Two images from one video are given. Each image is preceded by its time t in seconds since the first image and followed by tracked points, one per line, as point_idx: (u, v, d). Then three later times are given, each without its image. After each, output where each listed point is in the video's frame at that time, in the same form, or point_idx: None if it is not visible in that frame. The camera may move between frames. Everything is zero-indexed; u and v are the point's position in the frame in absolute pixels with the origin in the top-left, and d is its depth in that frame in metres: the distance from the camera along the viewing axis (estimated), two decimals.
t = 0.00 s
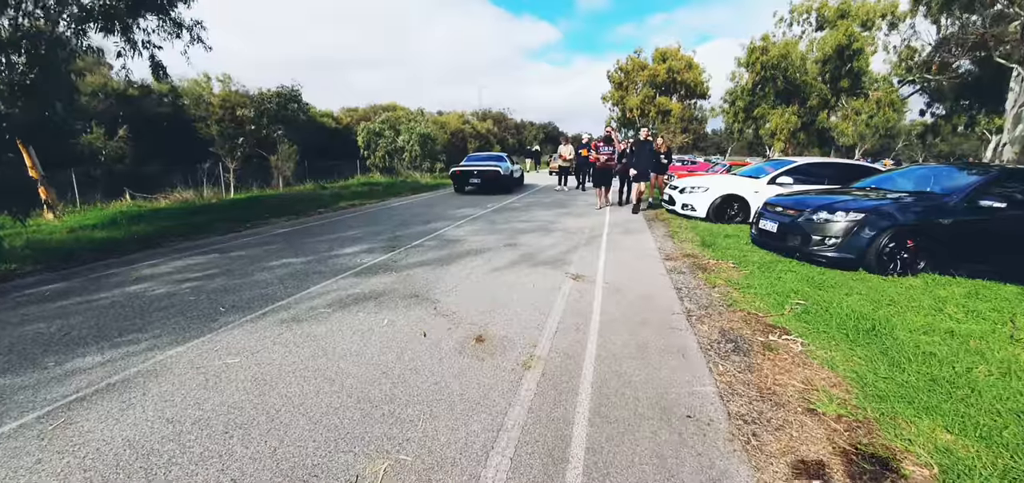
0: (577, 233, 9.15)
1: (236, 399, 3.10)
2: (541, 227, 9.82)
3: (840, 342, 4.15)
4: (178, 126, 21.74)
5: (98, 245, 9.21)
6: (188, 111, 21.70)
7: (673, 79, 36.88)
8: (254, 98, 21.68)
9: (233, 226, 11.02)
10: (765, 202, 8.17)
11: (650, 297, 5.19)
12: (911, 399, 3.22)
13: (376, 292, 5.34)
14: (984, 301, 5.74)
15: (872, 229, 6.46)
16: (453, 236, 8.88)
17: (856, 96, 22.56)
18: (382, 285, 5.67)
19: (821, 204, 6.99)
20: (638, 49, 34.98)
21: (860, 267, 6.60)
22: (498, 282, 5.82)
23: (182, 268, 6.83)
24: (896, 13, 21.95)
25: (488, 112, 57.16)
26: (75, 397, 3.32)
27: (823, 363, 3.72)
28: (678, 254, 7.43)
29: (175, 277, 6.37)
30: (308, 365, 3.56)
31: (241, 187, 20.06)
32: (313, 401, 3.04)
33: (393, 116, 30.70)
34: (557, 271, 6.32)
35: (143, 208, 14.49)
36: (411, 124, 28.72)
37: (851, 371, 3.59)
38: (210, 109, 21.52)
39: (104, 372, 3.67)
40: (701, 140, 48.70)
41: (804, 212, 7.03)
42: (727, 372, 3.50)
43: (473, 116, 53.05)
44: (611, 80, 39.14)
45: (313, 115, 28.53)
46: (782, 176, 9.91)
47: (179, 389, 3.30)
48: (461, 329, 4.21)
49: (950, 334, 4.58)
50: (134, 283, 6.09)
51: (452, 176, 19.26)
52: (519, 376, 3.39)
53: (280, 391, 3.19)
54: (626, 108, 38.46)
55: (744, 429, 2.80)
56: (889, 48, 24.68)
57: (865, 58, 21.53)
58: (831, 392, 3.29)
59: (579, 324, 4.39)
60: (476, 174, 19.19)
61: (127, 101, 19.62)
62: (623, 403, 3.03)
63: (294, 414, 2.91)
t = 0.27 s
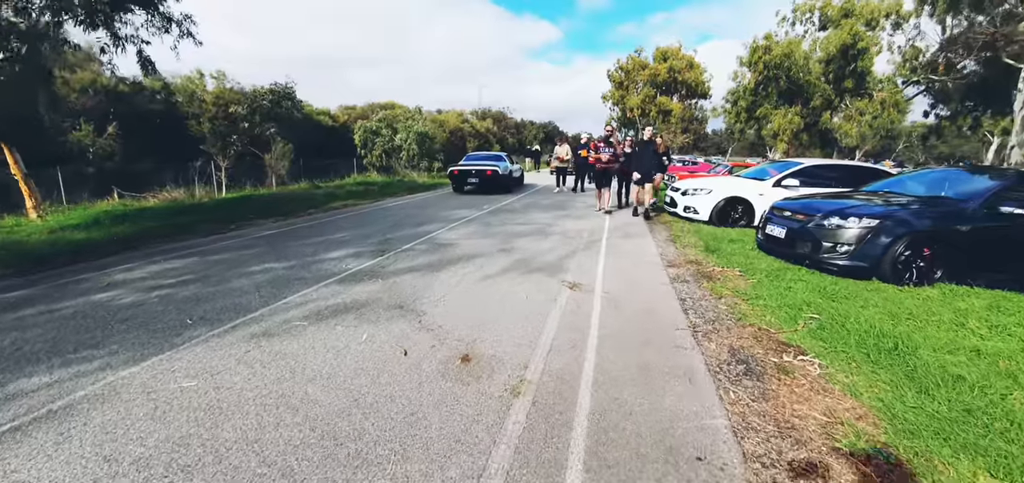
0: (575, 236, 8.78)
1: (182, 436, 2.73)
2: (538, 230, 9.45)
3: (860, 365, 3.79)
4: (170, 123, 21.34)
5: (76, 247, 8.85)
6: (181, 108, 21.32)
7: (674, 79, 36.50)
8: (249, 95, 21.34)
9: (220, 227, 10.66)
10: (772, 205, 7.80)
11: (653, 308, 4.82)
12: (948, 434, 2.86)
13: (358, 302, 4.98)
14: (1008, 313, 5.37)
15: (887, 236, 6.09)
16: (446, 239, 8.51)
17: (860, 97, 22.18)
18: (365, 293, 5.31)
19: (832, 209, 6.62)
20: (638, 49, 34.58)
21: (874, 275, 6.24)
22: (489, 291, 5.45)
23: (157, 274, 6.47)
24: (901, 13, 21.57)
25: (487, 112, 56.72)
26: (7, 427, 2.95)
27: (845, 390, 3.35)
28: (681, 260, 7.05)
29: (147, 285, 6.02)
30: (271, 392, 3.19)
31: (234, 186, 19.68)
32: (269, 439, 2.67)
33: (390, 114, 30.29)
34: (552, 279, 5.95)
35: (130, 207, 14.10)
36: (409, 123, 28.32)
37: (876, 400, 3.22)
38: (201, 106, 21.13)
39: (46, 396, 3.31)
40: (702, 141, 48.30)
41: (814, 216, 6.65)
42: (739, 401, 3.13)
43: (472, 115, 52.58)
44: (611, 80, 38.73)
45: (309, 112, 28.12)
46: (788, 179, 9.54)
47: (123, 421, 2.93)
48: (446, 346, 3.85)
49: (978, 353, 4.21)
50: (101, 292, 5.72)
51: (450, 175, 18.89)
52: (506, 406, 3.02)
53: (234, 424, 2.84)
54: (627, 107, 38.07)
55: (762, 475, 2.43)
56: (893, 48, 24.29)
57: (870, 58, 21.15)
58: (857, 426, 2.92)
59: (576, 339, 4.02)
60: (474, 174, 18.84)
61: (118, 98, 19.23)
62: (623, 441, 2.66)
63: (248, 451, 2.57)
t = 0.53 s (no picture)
0: (579, 240, 8.42)
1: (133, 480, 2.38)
2: (540, 233, 9.09)
3: (896, 390, 3.44)
4: (167, 124, 21.09)
5: (61, 251, 8.54)
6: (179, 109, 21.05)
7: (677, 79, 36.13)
8: (248, 95, 20.65)
9: (212, 229, 10.34)
10: (785, 208, 7.42)
11: (665, 320, 4.45)
12: (1009, 477, 2.50)
13: (345, 314, 4.64)
14: None
15: (910, 243, 5.72)
16: (445, 244, 8.17)
17: (869, 97, 21.72)
18: (353, 303, 4.96)
19: (852, 213, 6.24)
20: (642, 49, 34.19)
21: (895, 284, 5.88)
22: (487, 301, 5.09)
23: (138, 282, 6.16)
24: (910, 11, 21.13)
25: (489, 112, 56.34)
26: None
27: (884, 422, 3.00)
28: (691, 266, 6.67)
29: (126, 293, 5.70)
30: (238, 422, 2.83)
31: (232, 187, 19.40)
32: None
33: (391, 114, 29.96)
34: (555, 287, 5.59)
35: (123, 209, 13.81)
36: (409, 123, 27.99)
37: (920, 434, 2.87)
38: (201, 107, 20.60)
39: None
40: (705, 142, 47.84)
41: (832, 222, 6.27)
42: (768, 435, 2.78)
43: (473, 116, 52.20)
44: (614, 80, 38.41)
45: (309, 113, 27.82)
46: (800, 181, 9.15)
47: (68, 460, 2.58)
48: (437, 366, 3.50)
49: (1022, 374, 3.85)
50: (77, 301, 5.40)
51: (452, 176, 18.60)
52: (503, 439, 2.66)
53: (193, 462, 2.51)
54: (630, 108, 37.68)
55: None
56: (902, 48, 23.84)
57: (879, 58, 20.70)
58: (904, 466, 2.57)
59: (581, 357, 3.66)
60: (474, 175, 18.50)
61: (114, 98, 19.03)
62: None
63: None
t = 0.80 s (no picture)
0: (585, 244, 8.08)
1: None
2: (543, 237, 8.74)
3: (942, 416, 3.10)
4: (165, 124, 20.81)
5: (47, 254, 8.26)
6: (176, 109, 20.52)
7: (681, 79, 35.89)
8: (246, 94, 20.05)
9: (205, 232, 10.03)
10: (802, 211, 7.07)
11: (681, 334, 4.11)
12: None
13: (336, 326, 4.31)
14: None
15: (939, 250, 5.38)
16: (444, 248, 7.84)
17: (877, 96, 21.30)
18: (345, 313, 4.65)
19: (875, 217, 5.89)
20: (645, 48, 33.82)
21: (921, 293, 5.54)
22: (488, 310, 4.76)
23: (121, 289, 5.87)
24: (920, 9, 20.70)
25: (491, 113, 55.99)
26: None
27: (936, 456, 2.66)
28: (703, 270, 6.31)
29: (106, 303, 5.40)
30: (204, 459, 2.50)
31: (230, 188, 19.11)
32: None
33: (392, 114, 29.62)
34: (561, 295, 5.25)
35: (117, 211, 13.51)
36: (410, 123, 27.64)
37: (980, 472, 2.53)
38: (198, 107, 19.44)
39: None
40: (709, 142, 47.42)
41: (855, 226, 5.91)
42: (809, 473, 2.44)
43: (475, 116, 51.86)
44: (617, 80, 38.09)
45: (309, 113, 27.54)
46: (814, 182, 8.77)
47: None
48: (433, 387, 3.18)
49: None
50: (52, 312, 5.09)
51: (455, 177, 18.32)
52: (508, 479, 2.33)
53: None
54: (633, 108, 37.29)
55: None
56: (910, 47, 23.41)
57: (888, 56, 20.26)
58: None
59: (593, 377, 3.32)
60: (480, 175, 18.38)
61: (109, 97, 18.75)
62: None
63: None
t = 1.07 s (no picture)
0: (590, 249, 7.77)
1: None
2: (547, 242, 8.42)
3: (992, 449, 2.78)
4: (162, 125, 20.53)
5: (32, 258, 8.01)
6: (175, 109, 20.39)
7: (684, 80, 35.55)
8: (244, 94, 20.04)
9: (197, 237, 9.74)
10: (817, 216, 6.75)
11: (698, 351, 3.79)
12: None
13: (324, 342, 4.00)
14: None
15: (967, 260, 5.06)
16: (443, 254, 7.53)
17: (884, 98, 20.88)
18: (335, 326, 4.34)
19: (897, 224, 5.57)
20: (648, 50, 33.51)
21: (948, 305, 5.22)
22: (488, 321, 4.45)
23: (101, 298, 5.59)
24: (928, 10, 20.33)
25: (493, 115, 55.65)
26: None
27: None
28: (715, 278, 5.98)
29: (84, 313, 5.13)
30: None
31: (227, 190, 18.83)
32: None
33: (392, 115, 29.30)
34: (567, 303, 4.94)
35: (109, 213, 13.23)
36: (411, 124, 27.32)
37: None
38: (196, 107, 19.27)
39: None
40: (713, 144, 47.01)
41: (876, 233, 5.59)
42: None
43: (478, 118, 51.52)
44: (620, 82, 37.77)
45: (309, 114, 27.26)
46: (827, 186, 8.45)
47: None
48: (428, 414, 2.88)
49: None
50: (25, 323, 4.81)
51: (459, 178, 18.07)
52: None
53: None
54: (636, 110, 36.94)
55: None
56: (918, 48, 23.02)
57: (896, 57, 19.85)
58: None
59: (605, 405, 3.00)
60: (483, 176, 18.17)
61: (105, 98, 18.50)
62: None
63: None
